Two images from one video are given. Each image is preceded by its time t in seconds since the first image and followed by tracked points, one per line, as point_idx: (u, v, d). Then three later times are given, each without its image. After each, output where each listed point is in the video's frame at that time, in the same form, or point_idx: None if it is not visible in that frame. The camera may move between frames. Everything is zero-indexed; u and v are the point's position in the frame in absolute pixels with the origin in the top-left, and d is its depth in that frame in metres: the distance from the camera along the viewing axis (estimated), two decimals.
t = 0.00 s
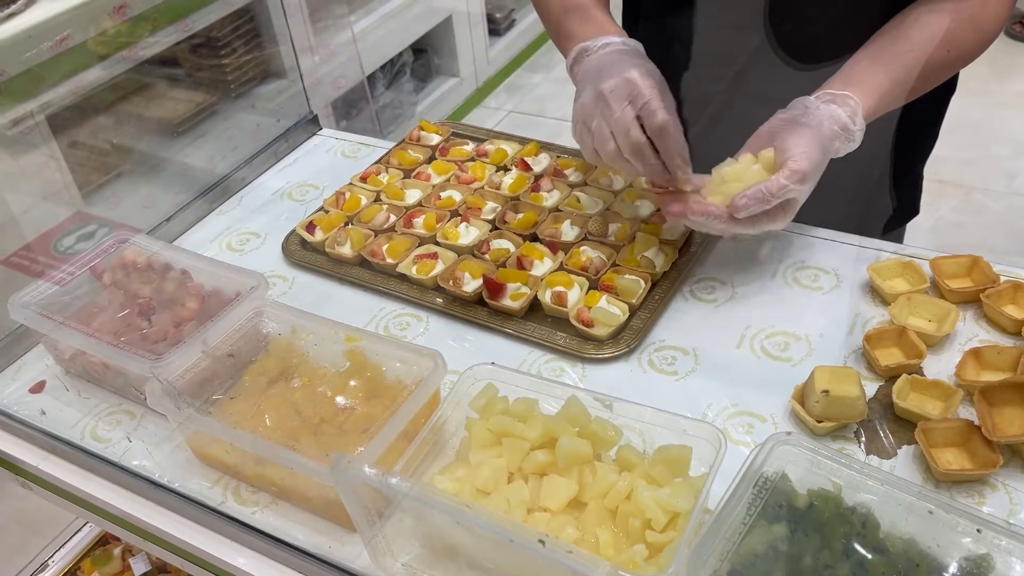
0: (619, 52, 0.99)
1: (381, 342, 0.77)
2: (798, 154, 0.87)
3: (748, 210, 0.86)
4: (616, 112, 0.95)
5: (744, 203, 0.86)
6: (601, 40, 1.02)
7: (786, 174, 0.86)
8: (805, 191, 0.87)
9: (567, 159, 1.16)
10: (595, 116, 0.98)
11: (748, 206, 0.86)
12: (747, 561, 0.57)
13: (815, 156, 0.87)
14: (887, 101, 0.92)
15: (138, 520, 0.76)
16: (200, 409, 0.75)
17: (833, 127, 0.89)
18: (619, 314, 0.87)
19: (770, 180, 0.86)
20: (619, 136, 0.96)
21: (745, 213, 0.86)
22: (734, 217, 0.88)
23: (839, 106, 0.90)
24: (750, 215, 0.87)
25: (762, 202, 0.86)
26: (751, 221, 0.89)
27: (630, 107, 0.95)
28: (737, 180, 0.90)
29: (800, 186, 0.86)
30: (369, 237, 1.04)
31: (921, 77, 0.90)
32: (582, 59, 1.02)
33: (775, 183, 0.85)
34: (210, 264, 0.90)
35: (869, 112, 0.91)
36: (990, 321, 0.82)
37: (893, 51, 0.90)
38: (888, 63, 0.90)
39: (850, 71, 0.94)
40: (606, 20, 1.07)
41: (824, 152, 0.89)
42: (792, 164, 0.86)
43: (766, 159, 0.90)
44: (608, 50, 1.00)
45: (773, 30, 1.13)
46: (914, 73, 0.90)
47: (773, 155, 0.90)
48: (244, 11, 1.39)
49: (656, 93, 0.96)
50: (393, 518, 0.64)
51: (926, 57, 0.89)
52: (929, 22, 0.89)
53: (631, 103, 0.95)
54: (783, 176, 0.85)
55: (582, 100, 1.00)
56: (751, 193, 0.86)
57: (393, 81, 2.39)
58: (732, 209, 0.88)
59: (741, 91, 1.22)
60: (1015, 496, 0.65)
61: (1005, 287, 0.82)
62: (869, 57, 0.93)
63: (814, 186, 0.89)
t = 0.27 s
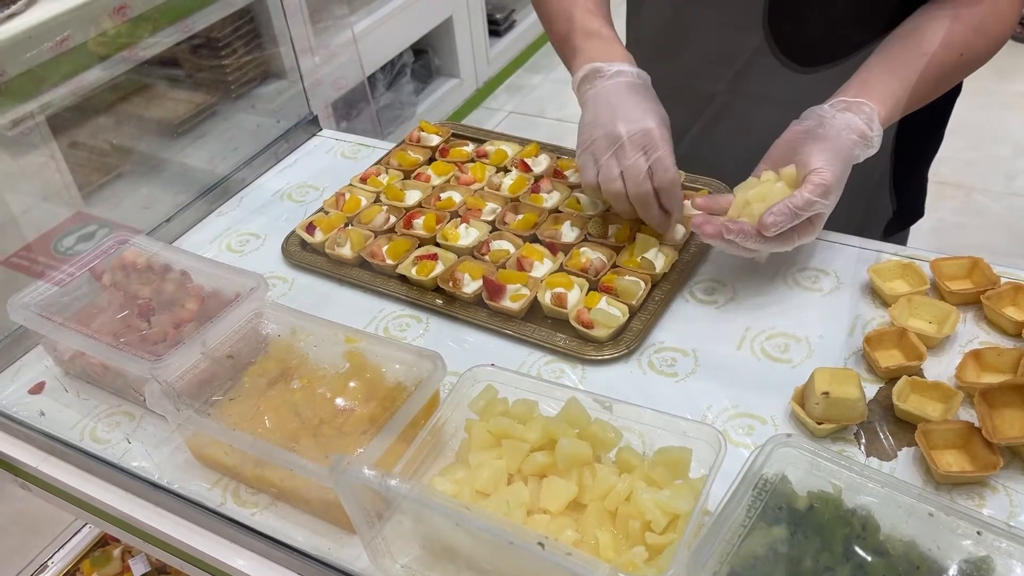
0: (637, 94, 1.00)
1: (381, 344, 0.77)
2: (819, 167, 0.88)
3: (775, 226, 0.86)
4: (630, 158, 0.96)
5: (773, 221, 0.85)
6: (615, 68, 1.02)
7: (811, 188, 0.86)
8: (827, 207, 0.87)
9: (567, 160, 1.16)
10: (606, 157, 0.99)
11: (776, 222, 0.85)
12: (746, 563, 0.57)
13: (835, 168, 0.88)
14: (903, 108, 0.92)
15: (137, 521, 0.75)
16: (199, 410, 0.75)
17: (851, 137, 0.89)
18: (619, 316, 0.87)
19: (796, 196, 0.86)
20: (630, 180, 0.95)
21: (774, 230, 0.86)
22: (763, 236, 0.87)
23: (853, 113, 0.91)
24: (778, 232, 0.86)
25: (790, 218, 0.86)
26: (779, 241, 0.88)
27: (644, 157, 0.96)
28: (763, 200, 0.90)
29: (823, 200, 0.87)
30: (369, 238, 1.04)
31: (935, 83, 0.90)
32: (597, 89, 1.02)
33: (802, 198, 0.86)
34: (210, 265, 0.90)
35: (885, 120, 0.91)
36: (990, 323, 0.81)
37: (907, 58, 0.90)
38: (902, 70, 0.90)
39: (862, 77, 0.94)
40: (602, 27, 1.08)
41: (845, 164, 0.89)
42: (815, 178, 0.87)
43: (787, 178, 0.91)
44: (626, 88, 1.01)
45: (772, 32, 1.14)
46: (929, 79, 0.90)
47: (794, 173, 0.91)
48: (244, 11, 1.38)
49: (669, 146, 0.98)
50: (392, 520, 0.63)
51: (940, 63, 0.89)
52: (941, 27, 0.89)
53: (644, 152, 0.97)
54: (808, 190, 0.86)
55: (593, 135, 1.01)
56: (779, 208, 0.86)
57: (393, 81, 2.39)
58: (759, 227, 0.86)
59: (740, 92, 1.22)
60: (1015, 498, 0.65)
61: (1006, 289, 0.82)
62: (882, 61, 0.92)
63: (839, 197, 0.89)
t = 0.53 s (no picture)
0: (640, 36, 0.98)
1: (380, 345, 0.77)
2: (804, 162, 0.88)
3: (753, 222, 0.88)
4: (626, 92, 0.93)
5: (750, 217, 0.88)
6: (620, 18, 1.00)
7: (790, 184, 0.87)
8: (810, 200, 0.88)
9: (567, 161, 1.16)
10: (603, 95, 0.96)
11: (755, 219, 0.88)
12: (745, 564, 0.57)
13: (822, 164, 0.89)
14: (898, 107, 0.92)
15: (136, 522, 0.75)
16: (198, 411, 0.75)
17: (841, 134, 0.89)
18: (618, 316, 0.87)
19: (776, 191, 0.88)
20: (625, 114, 0.92)
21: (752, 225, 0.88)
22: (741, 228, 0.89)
23: (847, 111, 0.91)
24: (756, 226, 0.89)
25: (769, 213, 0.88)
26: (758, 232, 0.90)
27: (639, 90, 0.93)
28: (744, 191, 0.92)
29: (806, 195, 0.88)
30: (369, 239, 1.04)
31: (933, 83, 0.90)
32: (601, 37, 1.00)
33: (779, 194, 0.87)
34: (209, 266, 0.90)
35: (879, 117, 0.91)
36: (989, 324, 0.81)
37: (904, 57, 0.90)
38: (898, 69, 0.90)
39: (862, 74, 0.94)
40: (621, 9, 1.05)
41: (833, 160, 0.90)
42: (797, 173, 0.87)
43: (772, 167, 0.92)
44: (630, 32, 0.98)
45: (772, 33, 1.14)
46: (926, 78, 0.90)
47: (780, 164, 0.91)
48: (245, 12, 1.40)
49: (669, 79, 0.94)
50: (391, 521, 0.63)
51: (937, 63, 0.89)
52: (940, 27, 0.89)
53: (642, 85, 0.94)
54: (788, 187, 0.87)
55: (594, 77, 0.99)
56: (757, 205, 0.88)
57: (393, 82, 2.40)
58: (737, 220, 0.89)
59: (740, 92, 1.22)
60: (1014, 499, 0.65)
61: (1005, 290, 0.82)
62: (881, 59, 0.92)
63: (823, 193, 0.90)
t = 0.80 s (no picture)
0: (663, 52, 0.94)
1: (379, 346, 0.77)
2: (786, 154, 0.88)
3: (729, 209, 0.89)
4: (666, 113, 0.89)
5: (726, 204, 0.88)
6: (638, 29, 0.97)
7: (769, 175, 0.87)
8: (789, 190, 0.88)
9: (566, 163, 1.16)
10: (637, 115, 0.92)
11: (732, 208, 0.88)
12: (743, 566, 0.57)
13: (806, 157, 0.89)
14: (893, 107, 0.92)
15: (135, 523, 0.76)
16: (198, 412, 0.75)
17: (830, 129, 0.89)
18: (617, 318, 0.87)
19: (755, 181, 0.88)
20: (666, 136, 0.89)
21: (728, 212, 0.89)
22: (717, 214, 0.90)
23: (839, 109, 0.91)
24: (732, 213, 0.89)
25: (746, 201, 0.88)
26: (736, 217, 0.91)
27: (679, 111, 0.89)
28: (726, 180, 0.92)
29: (784, 187, 0.88)
30: (368, 241, 1.04)
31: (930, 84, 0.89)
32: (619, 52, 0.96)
33: (756, 184, 0.87)
34: (208, 267, 0.90)
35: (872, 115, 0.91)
36: (988, 326, 0.82)
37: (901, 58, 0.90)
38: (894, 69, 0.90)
39: (861, 74, 0.94)
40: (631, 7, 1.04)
41: (819, 154, 0.89)
42: (778, 164, 0.87)
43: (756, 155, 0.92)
44: (652, 45, 0.95)
45: (770, 38, 1.15)
46: (923, 79, 0.90)
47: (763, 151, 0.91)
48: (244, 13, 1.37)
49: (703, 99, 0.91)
50: (390, 521, 0.64)
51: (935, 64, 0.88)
52: (940, 29, 0.89)
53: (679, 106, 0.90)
54: (767, 177, 0.87)
55: (619, 97, 0.94)
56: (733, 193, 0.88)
57: (394, 82, 2.40)
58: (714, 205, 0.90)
59: (740, 93, 1.23)
60: (1012, 501, 0.65)
61: (1003, 292, 0.82)
62: (880, 59, 0.93)
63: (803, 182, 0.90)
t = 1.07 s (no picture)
0: (638, 47, 0.98)
1: (378, 348, 0.77)
2: (788, 156, 0.88)
3: (726, 208, 0.88)
4: (627, 101, 0.93)
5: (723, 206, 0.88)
6: (619, 33, 1.01)
7: (770, 176, 0.87)
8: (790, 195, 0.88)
9: (566, 164, 1.16)
10: (607, 109, 0.96)
11: (728, 207, 0.88)
12: (742, 568, 0.57)
13: (809, 161, 0.88)
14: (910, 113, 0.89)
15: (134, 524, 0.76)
16: (197, 413, 0.75)
17: (837, 135, 0.89)
18: (616, 319, 0.87)
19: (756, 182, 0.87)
20: (627, 124, 0.92)
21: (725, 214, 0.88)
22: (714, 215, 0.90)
23: (849, 115, 0.90)
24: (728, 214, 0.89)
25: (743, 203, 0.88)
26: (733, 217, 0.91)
27: (641, 99, 0.92)
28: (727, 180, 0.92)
29: (785, 189, 0.88)
30: (368, 241, 1.04)
31: (947, 92, 0.86)
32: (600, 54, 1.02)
33: (756, 185, 0.87)
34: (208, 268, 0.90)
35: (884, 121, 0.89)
36: (988, 328, 0.81)
37: (918, 61, 0.88)
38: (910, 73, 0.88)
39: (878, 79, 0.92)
40: (624, 12, 1.07)
41: (823, 159, 0.89)
42: (779, 167, 0.87)
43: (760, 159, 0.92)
44: (629, 43, 0.99)
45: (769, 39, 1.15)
46: (939, 85, 0.86)
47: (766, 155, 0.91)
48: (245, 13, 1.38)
49: (667, 85, 0.93)
50: (390, 523, 0.64)
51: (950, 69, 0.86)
52: (957, 33, 0.86)
53: (642, 95, 0.93)
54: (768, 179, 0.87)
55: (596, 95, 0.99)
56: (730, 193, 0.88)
57: (393, 83, 2.41)
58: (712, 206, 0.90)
59: (739, 94, 1.23)
60: (1012, 504, 0.65)
61: (1003, 293, 0.82)
62: (896, 63, 0.91)
63: (804, 189, 0.90)
